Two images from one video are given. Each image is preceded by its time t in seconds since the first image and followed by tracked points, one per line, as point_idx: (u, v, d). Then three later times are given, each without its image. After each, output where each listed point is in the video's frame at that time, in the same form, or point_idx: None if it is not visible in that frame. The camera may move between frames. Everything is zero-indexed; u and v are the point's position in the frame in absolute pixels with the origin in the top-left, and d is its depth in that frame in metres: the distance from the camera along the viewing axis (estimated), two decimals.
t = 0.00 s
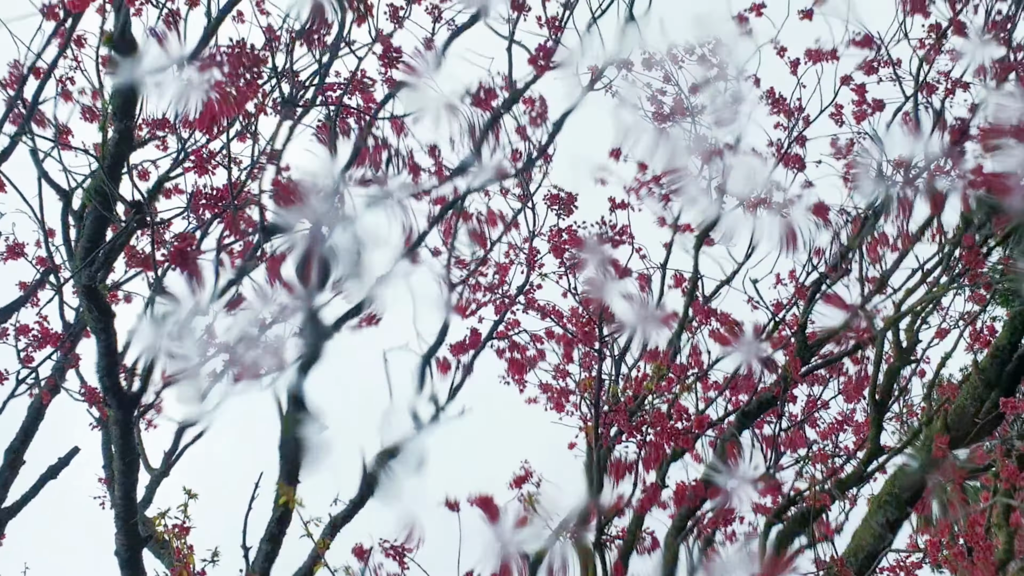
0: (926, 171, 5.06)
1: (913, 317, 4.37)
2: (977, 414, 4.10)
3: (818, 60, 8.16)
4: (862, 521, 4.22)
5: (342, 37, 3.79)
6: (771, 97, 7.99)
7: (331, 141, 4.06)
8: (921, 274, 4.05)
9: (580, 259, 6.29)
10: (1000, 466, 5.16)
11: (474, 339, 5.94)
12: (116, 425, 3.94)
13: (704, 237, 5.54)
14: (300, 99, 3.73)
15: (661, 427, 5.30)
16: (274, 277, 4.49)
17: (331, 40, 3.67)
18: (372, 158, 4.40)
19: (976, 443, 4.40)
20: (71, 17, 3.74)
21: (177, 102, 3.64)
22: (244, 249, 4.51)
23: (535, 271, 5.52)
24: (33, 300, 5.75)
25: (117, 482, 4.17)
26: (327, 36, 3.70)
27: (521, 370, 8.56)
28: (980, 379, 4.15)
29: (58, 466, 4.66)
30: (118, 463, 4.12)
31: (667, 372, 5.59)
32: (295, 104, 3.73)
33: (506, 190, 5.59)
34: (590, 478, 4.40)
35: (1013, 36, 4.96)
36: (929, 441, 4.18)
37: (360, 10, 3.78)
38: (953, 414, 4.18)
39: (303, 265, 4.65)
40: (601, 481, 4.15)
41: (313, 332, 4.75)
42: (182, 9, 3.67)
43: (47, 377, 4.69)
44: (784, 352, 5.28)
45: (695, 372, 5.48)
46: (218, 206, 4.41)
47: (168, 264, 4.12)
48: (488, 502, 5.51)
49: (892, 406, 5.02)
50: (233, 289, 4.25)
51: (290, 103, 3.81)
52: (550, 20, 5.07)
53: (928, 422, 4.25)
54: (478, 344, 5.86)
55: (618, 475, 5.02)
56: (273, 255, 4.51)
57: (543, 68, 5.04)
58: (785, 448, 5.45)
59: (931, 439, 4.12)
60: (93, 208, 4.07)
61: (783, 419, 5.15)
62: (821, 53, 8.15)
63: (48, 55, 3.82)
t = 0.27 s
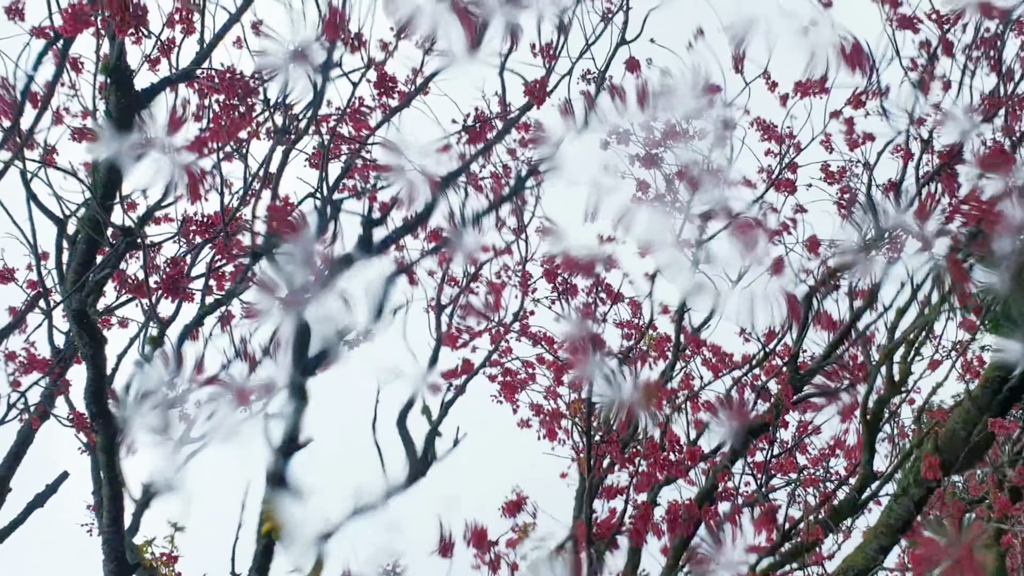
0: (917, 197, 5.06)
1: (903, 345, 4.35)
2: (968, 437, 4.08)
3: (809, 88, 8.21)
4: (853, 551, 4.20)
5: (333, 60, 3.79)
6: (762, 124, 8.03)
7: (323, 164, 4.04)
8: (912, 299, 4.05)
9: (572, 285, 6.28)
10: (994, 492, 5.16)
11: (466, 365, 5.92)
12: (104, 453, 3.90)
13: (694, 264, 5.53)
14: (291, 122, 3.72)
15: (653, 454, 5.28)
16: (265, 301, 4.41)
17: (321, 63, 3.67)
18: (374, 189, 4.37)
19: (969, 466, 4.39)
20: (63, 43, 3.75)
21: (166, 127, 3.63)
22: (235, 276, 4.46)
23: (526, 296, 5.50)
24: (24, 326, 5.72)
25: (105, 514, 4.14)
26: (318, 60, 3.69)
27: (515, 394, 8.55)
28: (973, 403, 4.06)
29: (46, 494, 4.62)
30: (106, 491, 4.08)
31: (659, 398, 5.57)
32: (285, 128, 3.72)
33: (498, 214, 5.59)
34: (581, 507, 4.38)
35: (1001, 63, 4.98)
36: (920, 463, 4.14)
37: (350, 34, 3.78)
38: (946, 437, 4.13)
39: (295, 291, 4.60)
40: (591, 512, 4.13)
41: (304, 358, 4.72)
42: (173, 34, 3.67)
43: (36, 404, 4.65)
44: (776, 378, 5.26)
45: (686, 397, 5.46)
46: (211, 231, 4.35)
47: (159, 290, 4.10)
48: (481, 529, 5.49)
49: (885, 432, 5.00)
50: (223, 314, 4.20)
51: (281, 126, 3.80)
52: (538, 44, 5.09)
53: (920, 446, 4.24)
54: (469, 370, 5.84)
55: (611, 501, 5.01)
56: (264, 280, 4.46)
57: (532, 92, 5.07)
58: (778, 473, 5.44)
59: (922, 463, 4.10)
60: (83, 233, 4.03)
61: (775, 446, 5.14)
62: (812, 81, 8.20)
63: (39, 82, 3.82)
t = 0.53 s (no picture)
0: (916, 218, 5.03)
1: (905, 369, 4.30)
2: (965, 460, 4.07)
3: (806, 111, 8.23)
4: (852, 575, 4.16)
5: (332, 79, 3.78)
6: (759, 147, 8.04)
7: (321, 182, 4.02)
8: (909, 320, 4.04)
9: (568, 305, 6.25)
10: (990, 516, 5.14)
11: (461, 385, 5.90)
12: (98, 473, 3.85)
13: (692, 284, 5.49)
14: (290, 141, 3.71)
15: (650, 475, 5.24)
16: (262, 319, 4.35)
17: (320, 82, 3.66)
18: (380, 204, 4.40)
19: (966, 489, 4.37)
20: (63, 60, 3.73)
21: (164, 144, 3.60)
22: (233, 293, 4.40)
23: (522, 317, 5.47)
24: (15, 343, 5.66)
25: (97, 534, 4.08)
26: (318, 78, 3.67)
27: (508, 413, 8.51)
28: (966, 428, 4.10)
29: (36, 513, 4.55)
30: (98, 510, 4.03)
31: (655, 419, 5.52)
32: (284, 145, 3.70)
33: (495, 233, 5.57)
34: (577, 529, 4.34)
35: (997, 87, 5.00)
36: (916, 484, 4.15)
37: (349, 54, 3.77)
38: (941, 461, 4.14)
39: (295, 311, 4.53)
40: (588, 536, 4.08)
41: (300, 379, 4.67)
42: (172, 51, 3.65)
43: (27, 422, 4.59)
44: (774, 400, 5.22)
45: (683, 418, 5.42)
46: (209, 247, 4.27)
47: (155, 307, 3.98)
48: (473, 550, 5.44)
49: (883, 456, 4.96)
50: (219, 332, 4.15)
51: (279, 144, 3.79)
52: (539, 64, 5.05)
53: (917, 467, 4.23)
54: (464, 391, 5.81)
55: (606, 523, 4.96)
56: (262, 298, 4.39)
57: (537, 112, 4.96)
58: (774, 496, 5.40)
59: (918, 484, 4.09)
60: (80, 249, 3.98)
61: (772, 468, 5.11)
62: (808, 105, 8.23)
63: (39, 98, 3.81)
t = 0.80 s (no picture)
0: (903, 245, 5.03)
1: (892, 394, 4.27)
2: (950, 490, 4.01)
3: (792, 136, 8.27)
4: None
5: (320, 108, 3.77)
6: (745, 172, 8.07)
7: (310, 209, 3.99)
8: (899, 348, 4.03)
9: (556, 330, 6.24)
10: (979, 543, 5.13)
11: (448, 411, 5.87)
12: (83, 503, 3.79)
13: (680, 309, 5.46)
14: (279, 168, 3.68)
15: (639, 502, 5.20)
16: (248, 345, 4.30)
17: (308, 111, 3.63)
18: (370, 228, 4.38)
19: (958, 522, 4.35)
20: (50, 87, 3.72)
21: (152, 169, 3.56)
22: (220, 319, 4.34)
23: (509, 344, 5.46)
24: None
25: (80, 563, 4.02)
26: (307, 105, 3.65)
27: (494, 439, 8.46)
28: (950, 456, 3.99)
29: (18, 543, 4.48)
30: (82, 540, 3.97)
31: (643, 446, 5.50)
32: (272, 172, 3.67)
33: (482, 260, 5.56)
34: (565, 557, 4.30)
35: (980, 116, 5.03)
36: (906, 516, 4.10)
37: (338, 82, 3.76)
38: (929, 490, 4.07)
39: (281, 338, 4.47)
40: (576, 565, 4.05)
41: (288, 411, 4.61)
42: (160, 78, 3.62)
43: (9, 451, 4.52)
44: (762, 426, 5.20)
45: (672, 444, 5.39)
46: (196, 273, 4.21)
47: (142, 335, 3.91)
48: None
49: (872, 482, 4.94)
50: (206, 359, 4.10)
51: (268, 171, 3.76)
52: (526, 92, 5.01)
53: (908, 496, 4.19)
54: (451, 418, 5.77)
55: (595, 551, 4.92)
56: (248, 324, 4.34)
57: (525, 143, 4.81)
58: (763, 523, 5.37)
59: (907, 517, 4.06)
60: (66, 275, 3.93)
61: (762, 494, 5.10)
62: (794, 129, 8.27)
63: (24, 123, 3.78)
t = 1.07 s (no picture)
0: (899, 262, 5.03)
1: (891, 413, 4.25)
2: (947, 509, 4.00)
3: (788, 150, 8.30)
4: None
5: (318, 125, 3.77)
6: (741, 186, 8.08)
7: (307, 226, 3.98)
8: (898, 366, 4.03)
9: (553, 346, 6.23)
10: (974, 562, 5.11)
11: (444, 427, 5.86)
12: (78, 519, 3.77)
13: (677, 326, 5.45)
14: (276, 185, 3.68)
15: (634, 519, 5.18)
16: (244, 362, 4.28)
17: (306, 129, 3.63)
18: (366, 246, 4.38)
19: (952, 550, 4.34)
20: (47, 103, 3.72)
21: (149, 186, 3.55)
22: (215, 336, 4.33)
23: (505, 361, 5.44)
24: None
25: None
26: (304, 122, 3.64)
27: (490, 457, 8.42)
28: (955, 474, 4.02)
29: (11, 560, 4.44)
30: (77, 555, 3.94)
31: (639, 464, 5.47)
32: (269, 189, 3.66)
33: (478, 276, 5.56)
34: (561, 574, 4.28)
35: (976, 134, 5.04)
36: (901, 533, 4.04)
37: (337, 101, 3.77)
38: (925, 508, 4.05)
39: (278, 355, 4.45)
40: None
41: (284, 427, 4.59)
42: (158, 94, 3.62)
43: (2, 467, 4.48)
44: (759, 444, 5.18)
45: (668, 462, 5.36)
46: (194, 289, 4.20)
47: (137, 351, 3.89)
48: None
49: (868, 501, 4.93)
50: (201, 375, 4.08)
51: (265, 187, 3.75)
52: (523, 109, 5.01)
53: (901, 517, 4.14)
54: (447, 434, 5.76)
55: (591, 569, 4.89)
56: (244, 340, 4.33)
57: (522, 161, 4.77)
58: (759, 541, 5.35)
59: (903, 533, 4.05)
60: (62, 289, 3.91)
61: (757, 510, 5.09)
62: (790, 143, 8.30)
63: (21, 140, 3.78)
